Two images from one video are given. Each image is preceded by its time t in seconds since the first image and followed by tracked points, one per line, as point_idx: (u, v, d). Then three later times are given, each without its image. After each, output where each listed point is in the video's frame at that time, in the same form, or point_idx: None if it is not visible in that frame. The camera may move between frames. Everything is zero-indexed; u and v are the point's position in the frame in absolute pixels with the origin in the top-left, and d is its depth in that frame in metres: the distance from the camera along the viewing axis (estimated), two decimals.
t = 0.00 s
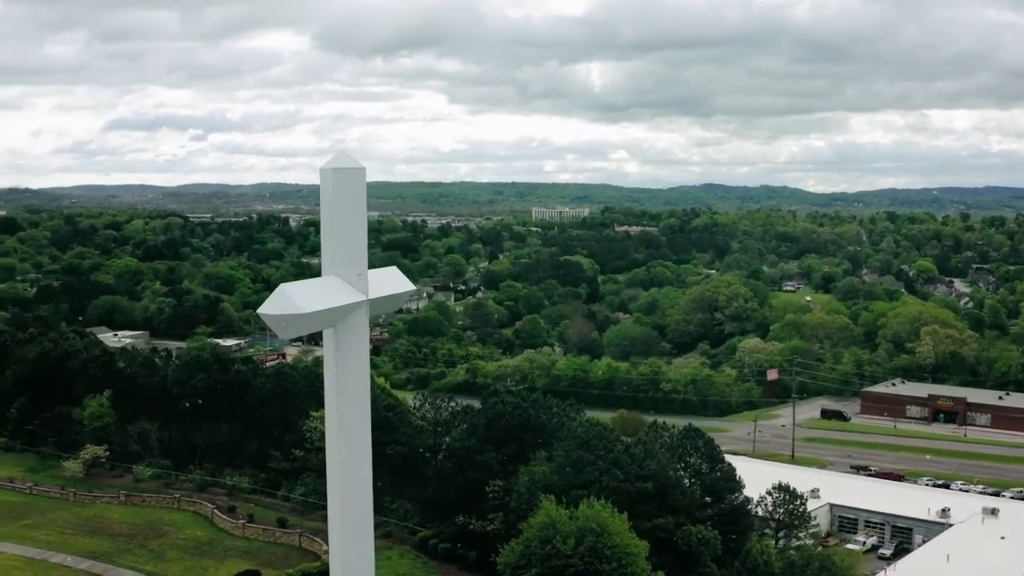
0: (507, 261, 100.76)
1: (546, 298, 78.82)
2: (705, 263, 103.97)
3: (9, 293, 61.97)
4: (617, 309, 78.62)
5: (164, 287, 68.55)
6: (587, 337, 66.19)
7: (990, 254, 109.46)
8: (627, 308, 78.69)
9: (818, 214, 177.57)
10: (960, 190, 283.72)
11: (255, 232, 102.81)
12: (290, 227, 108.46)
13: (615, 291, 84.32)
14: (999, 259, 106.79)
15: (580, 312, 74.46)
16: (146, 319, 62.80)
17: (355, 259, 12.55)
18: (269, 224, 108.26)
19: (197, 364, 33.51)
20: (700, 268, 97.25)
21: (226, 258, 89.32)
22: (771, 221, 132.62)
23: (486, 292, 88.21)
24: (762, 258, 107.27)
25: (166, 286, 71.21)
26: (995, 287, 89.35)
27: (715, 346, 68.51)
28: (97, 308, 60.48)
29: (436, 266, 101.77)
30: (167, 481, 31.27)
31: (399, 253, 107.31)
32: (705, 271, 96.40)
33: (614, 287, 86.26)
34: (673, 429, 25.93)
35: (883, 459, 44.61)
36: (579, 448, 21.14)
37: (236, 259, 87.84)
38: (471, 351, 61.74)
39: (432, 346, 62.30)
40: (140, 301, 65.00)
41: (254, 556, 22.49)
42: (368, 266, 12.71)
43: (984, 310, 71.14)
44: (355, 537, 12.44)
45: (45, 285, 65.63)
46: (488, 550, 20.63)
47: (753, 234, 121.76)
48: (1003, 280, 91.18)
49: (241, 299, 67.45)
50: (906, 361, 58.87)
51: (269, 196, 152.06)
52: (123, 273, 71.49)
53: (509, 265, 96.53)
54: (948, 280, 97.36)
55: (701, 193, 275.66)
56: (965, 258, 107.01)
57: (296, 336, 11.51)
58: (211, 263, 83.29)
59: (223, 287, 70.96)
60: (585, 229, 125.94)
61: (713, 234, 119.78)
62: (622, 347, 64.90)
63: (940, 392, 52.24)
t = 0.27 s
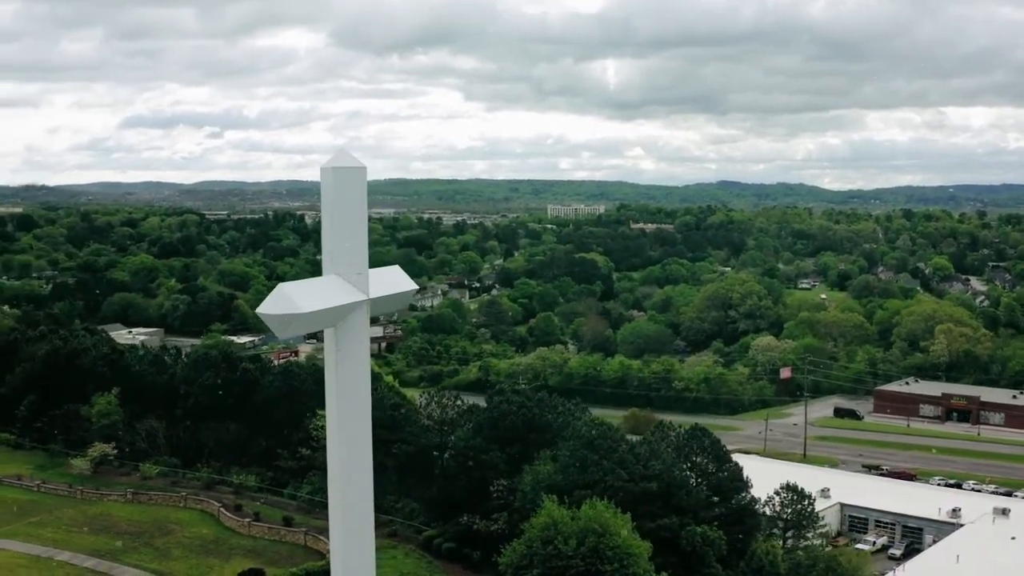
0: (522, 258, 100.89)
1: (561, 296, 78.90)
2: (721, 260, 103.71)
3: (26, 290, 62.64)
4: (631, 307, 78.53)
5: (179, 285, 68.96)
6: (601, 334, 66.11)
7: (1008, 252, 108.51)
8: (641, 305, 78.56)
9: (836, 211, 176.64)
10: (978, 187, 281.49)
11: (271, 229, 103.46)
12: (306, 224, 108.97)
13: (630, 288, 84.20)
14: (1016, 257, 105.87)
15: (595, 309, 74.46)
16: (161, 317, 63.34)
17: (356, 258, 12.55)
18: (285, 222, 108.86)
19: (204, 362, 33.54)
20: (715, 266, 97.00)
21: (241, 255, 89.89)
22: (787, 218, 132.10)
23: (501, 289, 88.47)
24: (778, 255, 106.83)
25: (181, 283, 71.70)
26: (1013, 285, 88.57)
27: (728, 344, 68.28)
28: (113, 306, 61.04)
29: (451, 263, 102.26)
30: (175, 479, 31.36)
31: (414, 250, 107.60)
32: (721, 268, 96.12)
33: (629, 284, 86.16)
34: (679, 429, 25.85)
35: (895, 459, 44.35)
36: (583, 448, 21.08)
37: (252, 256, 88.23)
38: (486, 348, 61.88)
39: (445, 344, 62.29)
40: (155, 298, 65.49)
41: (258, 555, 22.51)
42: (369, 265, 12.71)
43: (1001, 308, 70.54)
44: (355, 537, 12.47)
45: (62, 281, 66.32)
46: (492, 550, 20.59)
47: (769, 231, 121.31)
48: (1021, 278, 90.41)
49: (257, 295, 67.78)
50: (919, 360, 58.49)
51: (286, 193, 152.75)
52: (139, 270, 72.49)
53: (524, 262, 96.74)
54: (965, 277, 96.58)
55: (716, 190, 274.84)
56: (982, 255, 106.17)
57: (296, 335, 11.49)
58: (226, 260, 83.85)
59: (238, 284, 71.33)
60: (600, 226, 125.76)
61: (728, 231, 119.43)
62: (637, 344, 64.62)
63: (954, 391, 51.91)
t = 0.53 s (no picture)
0: (537, 255, 100.92)
1: (575, 294, 78.94)
2: (737, 258, 103.45)
3: (42, 287, 63.24)
4: (645, 304, 78.47)
5: (194, 282, 69.43)
6: (615, 332, 65.99)
7: None
8: (656, 303, 78.48)
9: (853, 209, 175.78)
10: (996, 185, 279.22)
11: (286, 226, 103.92)
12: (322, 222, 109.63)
13: (644, 286, 84.11)
14: None
15: (609, 306, 74.39)
16: (175, 314, 63.76)
17: (356, 258, 12.59)
18: (300, 219, 109.32)
19: (213, 360, 33.55)
20: (730, 263, 96.77)
21: (256, 252, 90.35)
22: (802, 215, 131.56)
23: (514, 287, 88.62)
24: (793, 253, 106.41)
25: (197, 280, 72.34)
26: None
27: (742, 342, 68.08)
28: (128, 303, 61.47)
29: (466, 262, 102.59)
30: (183, 477, 31.45)
31: (430, 248, 107.95)
32: (736, 266, 95.88)
33: (643, 282, 86.03)
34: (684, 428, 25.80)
35: (907, 458, 44.10)
36: (587, 448, 21.01)
37: (266, 253, 88.61)
38: (499, 346, 61.97)
39: (458, 342, 62.45)
40: (170, 296, 66.00)
41: (263, 553, 22.49)
42: (370, 264, 12.74)
43: (1018, 306, 69.93)
44: (357, 536, 12.55)
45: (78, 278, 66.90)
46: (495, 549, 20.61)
47: (784, 229, 120.85)
48: None
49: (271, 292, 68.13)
50: (933, 358, 58.10)
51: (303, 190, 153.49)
52: (155, 267, 73.26)
53: (539, 259, 96.80)
54: (981, 275, 95.72)
55: (732, 189, 274.21)
56: (1000, 253, 105.26)
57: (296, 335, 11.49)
58: (241, 258, 84.31)
59: (252, 281, 71.72)
60: (615, 224, 125.70)
61: (744, 228, 119.05)
62: (651, 342, 64.35)
63: (967, 390, 51.58)
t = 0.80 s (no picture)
0: (551, 253, 100.93)
1: (589, 291, 78.93)
2: (752, 256, 103.11)
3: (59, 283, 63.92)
4: (660, 302, 78.35)
5: (209, 280, 69.90)
6: (629, 329, 65.89)
7: None
8: (670, 300, 78.36)
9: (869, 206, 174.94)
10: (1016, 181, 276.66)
11: (301, 222, 104.41)
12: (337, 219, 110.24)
13: (659, 283, 83.96)
14: None
15: (623, 303, 74.30)
16: (190, 310, 64.22)
17: (357, 258, 12.60)
18: (315, 215, 109.82)
19: (220, 358, 33.56)
20: (745, 261, 96.42)
21: (271, 249, 90.83)
22: (818, 213, 130.95)
23: (529, 284, 88.69)
24: (809, 250, 105.91)
25: (212, 277, 72.91)
26: None
27: (756, 340, 67.83)
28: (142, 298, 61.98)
29: (481, 259, 102.71)
30: (190, 475, 31.56)
31: (445, 246, 108.49)
32: (751, 263, 95.49)
33: (657, 279, 85.88)
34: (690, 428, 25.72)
35: (919, 457, 43.83)
36: (591, 447, 20.96)
37: (281, 250, 89.01)
38: (513, 344, 62.01)
39: (472, 339, 62.58)
40: (185, 293, 66.56)
41: (268, 551, 22.50)
42: (371, 263, 12.75)
43: None
44: (358, 535, 12.63)
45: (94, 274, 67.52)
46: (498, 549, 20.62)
47: (800, 227, 120.30)
48: None
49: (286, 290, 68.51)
50: (948, 356, 57.66)
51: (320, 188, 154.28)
52: (170, 264, 73.92)
53: (553, 257, 96.89)
54: (999, 273, 94.78)
55: (748, 187, 273.19)
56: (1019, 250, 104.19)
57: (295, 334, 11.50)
58: (256, 255, 84.73)
59: (267, 278, 72.06)
60: (630, 221, 125.50)
61: (759, 226, 118.62)
62: (666, 340, 64.08)
63: (981, 388, 51.20)
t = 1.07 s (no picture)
0: (567, 250, 100.91)
1: (604, 289, 78.87)
2: (767, 253, 102.70)
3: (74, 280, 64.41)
4: (674, 300, 78.18)
5: (224, 277, 70.27)
6: (643, 327, 65.73)
7: None
8: (685, 298, 78.18)
9: (888, 203, 173.78)
10: None
11: (316, 220, 104.81)
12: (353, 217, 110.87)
13: (674, 281, 83.76)
14: None
15: (637, 301, 74.12)
16: (204, 308, 64.60)
17: (358, 257, 12.57)
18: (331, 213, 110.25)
19: (228, 356, 33.63)
20: (760, 259, 96.07)
21: (286, 247, 91.14)
22: (835, 210, 130.28)
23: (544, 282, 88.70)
24: (825, 248, 105.38)
25: (227, 275, 73.38)
26: None
27: (770, 338, 67.53)
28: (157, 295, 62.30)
29: (496, 257, 102.76)
30: (197, 473, 31.65)
31: (460, 243, 108.95)
32: (766, 261, 95.13)
33: (672, 277, 85.66)
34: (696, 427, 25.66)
35: (931, 457, 43.54)
36: (595, 447, 20.93)
37: (296, 248, 89.33)
38: (526, 341, 62.01)
39: (485, 336, 62.64)
40: (200, 291, 67.00)
41: (273, 550, 22.47)
42: (371, 263, 12.72)
43: None
44: (357, 534, 12.60)
45: (110, 271, 68.00)
46: (501, 549, 20.56)
47: (816, 225, 119.70)
48: None
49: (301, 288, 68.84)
50: (962, 355, 57.20)
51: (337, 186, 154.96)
52: (185, 261, 74.40)
53: (569, 254, 96.82)
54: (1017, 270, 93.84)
55: (765, 184, 272.06)
56: None
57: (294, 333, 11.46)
58: (271, 252, 84.99)
59: (282, 275, 72.35)
60: (646, 219, 125.29)
61: (775, 223, 118.16)
62: (679, 338, 63.78)
63: (995, 387, 50.79)
